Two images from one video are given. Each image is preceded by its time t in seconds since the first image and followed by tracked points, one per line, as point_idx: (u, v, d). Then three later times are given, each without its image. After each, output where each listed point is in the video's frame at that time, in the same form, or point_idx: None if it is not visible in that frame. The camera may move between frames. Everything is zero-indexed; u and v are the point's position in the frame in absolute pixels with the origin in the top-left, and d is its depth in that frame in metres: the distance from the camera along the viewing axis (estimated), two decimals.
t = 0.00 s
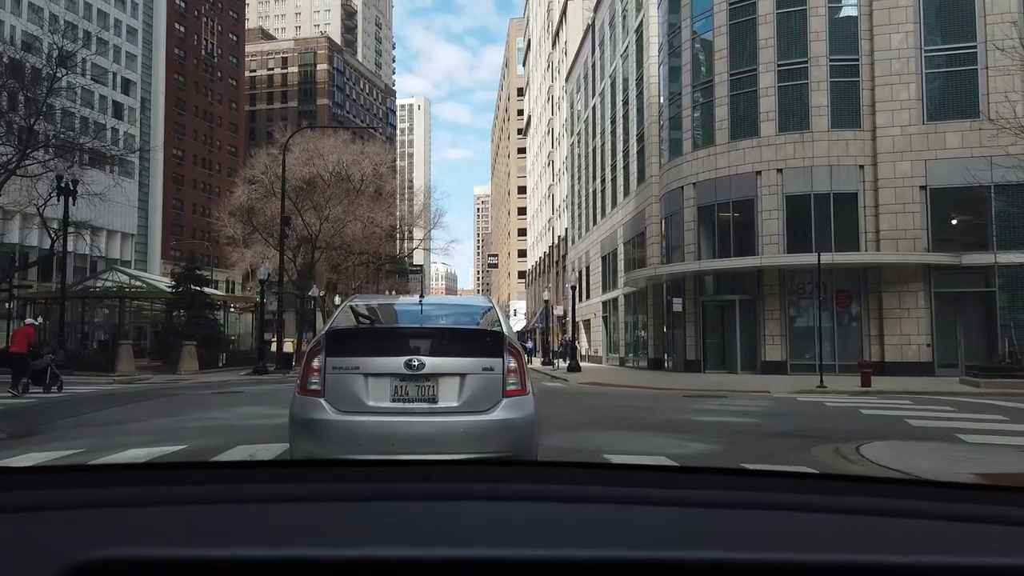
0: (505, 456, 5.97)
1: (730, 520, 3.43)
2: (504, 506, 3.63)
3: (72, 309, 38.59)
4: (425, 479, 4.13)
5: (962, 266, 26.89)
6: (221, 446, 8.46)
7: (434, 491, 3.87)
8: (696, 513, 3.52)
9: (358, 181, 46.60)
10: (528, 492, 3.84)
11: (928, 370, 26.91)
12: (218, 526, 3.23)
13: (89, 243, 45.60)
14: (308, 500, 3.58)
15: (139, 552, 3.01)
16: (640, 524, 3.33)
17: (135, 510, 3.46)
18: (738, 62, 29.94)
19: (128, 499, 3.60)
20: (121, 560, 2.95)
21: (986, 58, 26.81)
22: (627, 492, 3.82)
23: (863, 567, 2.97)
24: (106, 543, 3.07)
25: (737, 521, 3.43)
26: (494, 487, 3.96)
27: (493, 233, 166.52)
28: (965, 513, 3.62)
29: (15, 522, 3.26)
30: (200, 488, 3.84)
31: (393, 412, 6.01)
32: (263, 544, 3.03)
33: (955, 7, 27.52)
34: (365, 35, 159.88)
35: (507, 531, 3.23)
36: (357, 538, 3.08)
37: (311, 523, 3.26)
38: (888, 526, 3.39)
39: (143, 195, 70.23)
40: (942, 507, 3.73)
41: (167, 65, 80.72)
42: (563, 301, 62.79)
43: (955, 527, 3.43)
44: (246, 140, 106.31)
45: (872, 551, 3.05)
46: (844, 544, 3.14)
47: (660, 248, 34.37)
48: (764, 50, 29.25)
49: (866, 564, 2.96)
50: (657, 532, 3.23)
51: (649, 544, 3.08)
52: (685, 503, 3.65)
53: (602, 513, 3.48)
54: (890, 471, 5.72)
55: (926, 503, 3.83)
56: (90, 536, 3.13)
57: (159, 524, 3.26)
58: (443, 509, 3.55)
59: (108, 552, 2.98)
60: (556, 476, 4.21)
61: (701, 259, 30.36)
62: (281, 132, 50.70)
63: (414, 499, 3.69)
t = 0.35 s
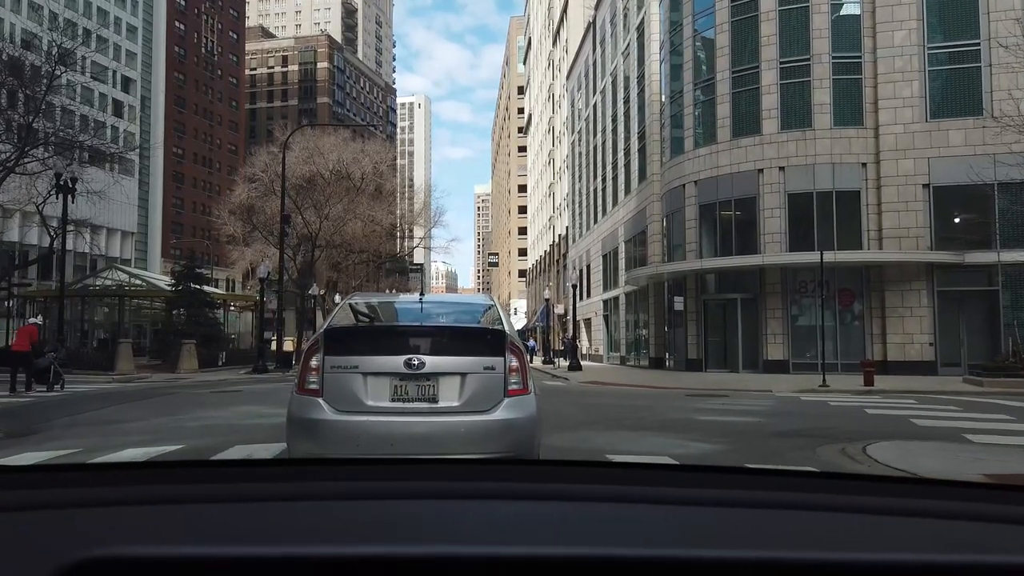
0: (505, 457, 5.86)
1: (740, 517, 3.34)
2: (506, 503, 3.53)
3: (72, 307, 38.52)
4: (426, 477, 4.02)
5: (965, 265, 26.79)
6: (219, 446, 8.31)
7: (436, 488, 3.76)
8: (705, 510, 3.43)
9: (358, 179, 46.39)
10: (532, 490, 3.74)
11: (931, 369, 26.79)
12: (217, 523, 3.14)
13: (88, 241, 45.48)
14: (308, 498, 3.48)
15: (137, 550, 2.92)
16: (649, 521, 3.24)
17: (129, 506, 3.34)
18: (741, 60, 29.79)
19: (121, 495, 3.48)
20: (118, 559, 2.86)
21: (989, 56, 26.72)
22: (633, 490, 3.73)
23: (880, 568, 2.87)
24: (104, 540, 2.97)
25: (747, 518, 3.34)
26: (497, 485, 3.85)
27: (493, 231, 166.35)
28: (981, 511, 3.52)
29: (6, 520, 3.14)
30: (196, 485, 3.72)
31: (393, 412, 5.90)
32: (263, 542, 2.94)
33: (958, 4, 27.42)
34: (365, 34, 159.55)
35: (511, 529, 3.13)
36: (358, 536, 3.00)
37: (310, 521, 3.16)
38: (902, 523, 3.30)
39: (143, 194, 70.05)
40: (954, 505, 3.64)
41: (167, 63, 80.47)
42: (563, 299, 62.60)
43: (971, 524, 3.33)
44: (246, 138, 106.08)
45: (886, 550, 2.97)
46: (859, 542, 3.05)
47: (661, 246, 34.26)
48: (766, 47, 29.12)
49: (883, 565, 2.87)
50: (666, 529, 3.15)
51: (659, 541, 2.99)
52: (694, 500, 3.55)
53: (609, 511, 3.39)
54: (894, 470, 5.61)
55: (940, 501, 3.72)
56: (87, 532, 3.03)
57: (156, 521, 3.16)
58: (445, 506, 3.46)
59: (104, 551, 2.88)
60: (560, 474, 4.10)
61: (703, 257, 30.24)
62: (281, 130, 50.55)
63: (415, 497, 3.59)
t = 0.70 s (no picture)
0: (506, 458, 5.77)
1: (752, 518, 3.25)
2: (511, 503, 3.44)
3: (71, 307, 38.45)
4: (428, 476, 3.92)
5: (967, 264, 26.69)
6: (217, 446, 8.20)
7: (439, 488, 3.67)
8: (713, 509, 3.35)
9: (359, 178, 46.23)
10: (536, 489, 3.64)
11: (933, 369, 26.72)
12: (218, 522, 3.06)
13: (88, 241, 45.41)
14: (309, 497, 3.39)
15: (137, 550, 2.84)
16: (657, 521, 3.16)
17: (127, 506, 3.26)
18: (742, 58, 29.70)
19: (118, 495, 3.40)
20: (117, 560, 2.78)
21: (992, 54, 26.63)
22: (641, 489, 3.63)
23: (899, 569, 2.78)
24: (105, 539, 2.90)
25: (758, 518, 3.25)
26: (500, 486, 3.75)
27: (494, 230, 166.24)
28: (996, 511, 3.42)
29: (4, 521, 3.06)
30: (194, 485, 3.63)
31: (394, 412, 5.81)
32: (265, 542, 2.86)
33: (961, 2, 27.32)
34: (366, 33, 159.38)
35: (517, 529, 3.05)
36: (361, 536, 2.91)
37: (311, 520, 3.08)
38: (916, 522, 3.21)
39: (143, 193, 69.96)
40: (970, 504, 3.55)
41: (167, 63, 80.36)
42: (564, 299, 62.52)
43: (990, 524, 3.24)
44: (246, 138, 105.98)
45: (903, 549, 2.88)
46: (875, 542, 2.96)
47: (662, 246, 34.19)
48: (768, 46, 29.00)
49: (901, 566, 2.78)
50: (677, 530, 3.06)
51: (671, 541, 2.91)
52: (702, 500, 3.46)
53: (618, 510, 3.30)
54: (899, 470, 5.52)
55: (954, 501, 3.63)
56: (86, 532, 2.94)
57: (156, 521, 3.08)
58: (448, 506, 3.37)
59: (99, 552, 2.80)
60: (565, 475, 4.00)
61: (704, 257, 30.17)
62: (281, 130, 50.44)
63: (418, 497, 3.49)
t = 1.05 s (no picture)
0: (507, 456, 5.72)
1: (743, 513, 3.36)
2: (508, 501, 3.54)
3: (71, 306, 38.40)
4: (429, 472, 4.01)
5: (970, 263, 26.60)
6: (217, 445, 8.25)
7: (438, 486, 3.77)
8: (704, 505, 3.46)
9: (359, 177, 46.10)
10: (532, 487, 3.75)
11: (935, 368, 26.64)
12: (225, 521, 3.20)
13: (88, 240, 45.36)
14: (313, 496, 3.50)
15: (149, 544, 3.01)
16: (652, 519, 3.26)
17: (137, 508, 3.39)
18: (744, 57, 29.63)
19: (123, 497, 3.50)
20: (130, 553, 2.94)
21: (994, 53, 26.58)
22: (635, 487, 3.74)
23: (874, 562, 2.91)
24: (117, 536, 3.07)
25: (750, 513, 3.36)
26: (499, 483, 3.84)
27: (495, 230, 166.09)
28: (978, 506, 3.53)
29: (19, 523, 3.19)
30: (199, 485, 3.73)
31: (397, 409, 5.78)
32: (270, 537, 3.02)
33: None
34: (367, 32, 159.16)
35: (513, 525, 3.19)
36: (363, 530, 3.10)
37: (315, 518, 3.22)
38: (898, 517, 3.32)
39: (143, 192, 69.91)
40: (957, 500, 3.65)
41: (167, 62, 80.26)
42: (565, 298, 62.45)
43: (976, 520, 3.33)
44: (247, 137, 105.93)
45: (885, 542, 3.01)
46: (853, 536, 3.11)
47: (663, 245, 34.13)
48: (770, 44, 28.92)
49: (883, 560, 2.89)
50: (665, 526, 3.18)
51: (661, 536, 3.04)
52: (695, 496, 3.57)
53: (612, 508, 3.42)
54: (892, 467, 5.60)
55: (941, 496, 3.73)
56: (95, 532, 3.12)
57: (166, 521, 3.23)
58: (447, 504, 3.48)
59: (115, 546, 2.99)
60: (562, 474, 4.08)
61: (705, 256, 30.14)
62: (281, 129, 50.39)
63: (418, 494, 3.59)
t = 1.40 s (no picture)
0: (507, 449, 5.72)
1: (741, 509, 3.43)
2: (509, 497, 3.60)
3: (71, 305, 38.31)
4: (433, 469, 4.07)
5: (971, 262, 26.58)
6: (219, 442, 8.29)
7: (443, 482, 3.82)
8: (703, 501, 3.53)
9: (360, 176, 46.05)
10: (536, 484, 3.81)
11: (936, 367, 26.60)
12: (232, 516, 3.27)
13: (88, 239, 45.25)
14: (319, 493, 3.57)
15: (157, 541, 3.06)
16: (652, 516, 3.32)
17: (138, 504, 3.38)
18: (745, 56, 29.59)
19: (127, 495, 3.50)
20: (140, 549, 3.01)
21: (996, 51, 26.55)
22: (638, 485, 3.80)
23: (871, 561, 2.98)
24: (122, 531, 3.11)
25: (748, 508, 3.43)
26: (505, 480, 3.89)
27: (495, 229, 166.15)
28: (975, 503, 3.58)
29: (20, 521, 3.20)
30: (204, 481, 3.78)
31: (403, 403, 5.80)
32: (277, 533, 3.10)
33: None
34: (367, 31, 158.97)
35: (518, 519, 3.26)
36: (371, 525, 3.16)
37: (323, 513, 3.29)
38: (899, 514, 3.38)
39: (144, 191, 69.84)
40: (953, 497, 3.70)
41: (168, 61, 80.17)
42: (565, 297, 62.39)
43: (973, 518, 3.38)
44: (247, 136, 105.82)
45: (876, 539, 3.09)
46: (853, 531, 3.17)
47: (664, 244, 34.09)
48: (770, 43, 28.90)
49: (875, 558, 2.98)
50: (662, 521, 3.25)
51: (660, 532, 3.11)
52: (697, 494, 3.63)
53: (611, 503, 3.49)
54: (891, 463, 5.64)
55: (938, 494, 3.78)
56: (97, 531, 3.11)
57: (170, 517, 3.25)
58: (451, 500, 3.53)
59: (131, 542, 3.03)
60: (562, 470, 4.14)
61: (706, 255, 30.12)
62: (281, 128, 50.32)
63: (422, 491, 3.65)
